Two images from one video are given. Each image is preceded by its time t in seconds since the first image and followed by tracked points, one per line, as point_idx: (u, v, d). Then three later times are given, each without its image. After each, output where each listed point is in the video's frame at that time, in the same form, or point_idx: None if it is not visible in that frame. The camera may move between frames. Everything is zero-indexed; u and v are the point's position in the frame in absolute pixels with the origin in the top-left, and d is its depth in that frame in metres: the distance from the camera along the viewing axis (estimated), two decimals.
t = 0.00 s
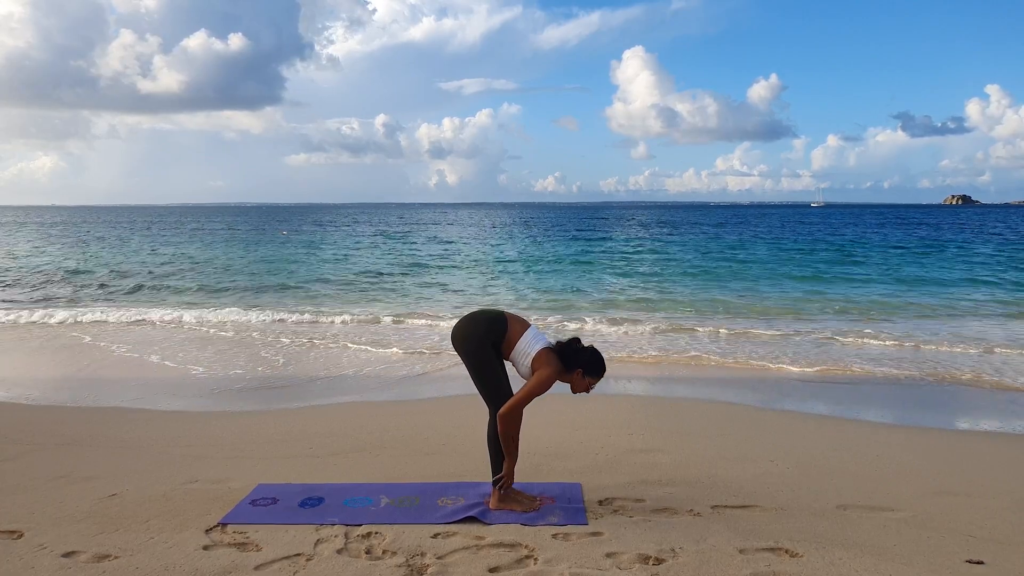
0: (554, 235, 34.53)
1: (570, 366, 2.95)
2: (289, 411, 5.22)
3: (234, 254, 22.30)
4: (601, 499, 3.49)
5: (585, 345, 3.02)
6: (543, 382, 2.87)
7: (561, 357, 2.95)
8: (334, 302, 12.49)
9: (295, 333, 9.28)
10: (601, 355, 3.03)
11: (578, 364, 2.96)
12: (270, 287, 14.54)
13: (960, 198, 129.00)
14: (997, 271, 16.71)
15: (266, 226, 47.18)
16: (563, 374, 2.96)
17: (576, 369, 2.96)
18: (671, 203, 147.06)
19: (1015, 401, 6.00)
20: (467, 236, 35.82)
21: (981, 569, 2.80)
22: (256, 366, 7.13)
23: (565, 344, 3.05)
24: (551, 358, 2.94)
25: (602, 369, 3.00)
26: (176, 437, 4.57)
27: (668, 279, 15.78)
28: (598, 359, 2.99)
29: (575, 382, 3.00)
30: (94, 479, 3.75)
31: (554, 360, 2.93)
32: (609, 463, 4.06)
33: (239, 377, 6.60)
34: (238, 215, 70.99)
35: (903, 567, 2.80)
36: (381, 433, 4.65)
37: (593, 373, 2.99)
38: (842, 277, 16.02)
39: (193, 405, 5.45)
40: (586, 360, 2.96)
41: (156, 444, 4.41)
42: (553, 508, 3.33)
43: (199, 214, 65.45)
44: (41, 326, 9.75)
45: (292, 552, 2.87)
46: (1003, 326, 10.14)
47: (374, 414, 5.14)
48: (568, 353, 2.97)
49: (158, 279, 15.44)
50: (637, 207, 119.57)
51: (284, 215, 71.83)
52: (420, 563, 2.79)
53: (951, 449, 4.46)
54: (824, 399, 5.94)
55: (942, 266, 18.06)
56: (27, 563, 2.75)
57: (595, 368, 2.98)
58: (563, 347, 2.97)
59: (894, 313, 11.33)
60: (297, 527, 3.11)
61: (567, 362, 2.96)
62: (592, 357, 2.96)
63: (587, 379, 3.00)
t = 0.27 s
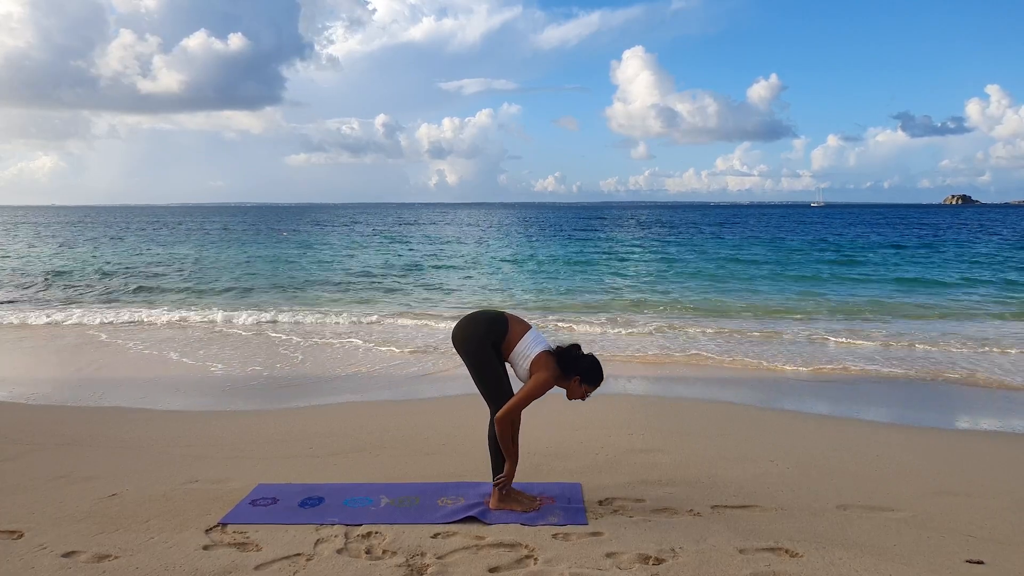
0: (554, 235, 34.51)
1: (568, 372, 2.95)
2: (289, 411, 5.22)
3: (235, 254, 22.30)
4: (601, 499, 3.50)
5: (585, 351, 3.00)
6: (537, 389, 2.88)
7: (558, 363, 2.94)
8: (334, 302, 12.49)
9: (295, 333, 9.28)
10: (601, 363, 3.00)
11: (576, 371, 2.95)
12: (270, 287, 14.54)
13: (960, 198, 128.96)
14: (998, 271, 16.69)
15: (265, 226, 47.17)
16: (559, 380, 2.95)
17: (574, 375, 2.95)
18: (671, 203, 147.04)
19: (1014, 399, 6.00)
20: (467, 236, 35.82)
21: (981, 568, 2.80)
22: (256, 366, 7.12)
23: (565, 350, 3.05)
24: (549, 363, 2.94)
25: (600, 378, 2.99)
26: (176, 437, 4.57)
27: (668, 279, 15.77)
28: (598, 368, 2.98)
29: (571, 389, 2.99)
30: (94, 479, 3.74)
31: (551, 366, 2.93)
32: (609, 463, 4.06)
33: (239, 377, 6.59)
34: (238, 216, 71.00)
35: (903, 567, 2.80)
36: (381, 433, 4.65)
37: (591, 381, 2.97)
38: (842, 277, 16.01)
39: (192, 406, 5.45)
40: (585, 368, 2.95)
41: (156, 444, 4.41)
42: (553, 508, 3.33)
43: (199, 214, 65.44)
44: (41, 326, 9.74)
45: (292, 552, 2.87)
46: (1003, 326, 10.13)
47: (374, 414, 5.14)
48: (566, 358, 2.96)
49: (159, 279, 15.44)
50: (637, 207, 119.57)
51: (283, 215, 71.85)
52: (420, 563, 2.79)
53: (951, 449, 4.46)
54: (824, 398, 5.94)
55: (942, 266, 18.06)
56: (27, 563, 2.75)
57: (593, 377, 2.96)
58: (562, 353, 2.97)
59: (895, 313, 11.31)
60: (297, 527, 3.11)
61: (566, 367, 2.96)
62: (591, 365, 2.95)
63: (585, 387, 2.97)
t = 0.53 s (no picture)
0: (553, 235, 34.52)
1: (567, 376, 2.97)
2: (289, 411, 5.22)
3: (235, 254, 22.30)
4: (601, 499, 3.50)
5: (584, 357, 3.02)
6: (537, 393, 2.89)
7: (558, 367, 2.96)
8: (334, 302, 12.49)
9: (295, 333, 9.27)
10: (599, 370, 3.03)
11: (574, 376, 2.97)
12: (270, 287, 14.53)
13: (960, 198, 128.96)
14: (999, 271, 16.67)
15: (266, 226, 47.21)
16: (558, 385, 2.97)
17: (573, 380, 2.97)
18: (671, 203, 147.05)
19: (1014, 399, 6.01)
20: (467, 236, 35.83)
21: (981, 568, 2.80)
22: (256, 366, 7.12)
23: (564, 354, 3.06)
24: (549, 367, 2.95)
25: (598, 384, 3.01)
26: (176, 437, 4.57)
27: (668, 279, 15.77)
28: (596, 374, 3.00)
29: (568, 394, 3.01)
30: (94, 479, 3.74)
31: (551, 370, 2.94)
32: (609, 463, 4.06)
33: (239, 377, 6.59)
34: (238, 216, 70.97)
35: (903, 567, 2.80)
36: (381, 433, 4.66)
37: (589, 387, 3.00)
38: (842, 277, 16.01)
39: (193, 406, 5.44)
40: (584, 373, 2.97)
41: (156, 444, 4.41)
42: (553, 508, 3.33)
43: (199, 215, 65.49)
44: (42, 326, 9.75)
45: (292, 552, 2.87)
46: (1004, 326, 10.11)
47: (374, 414, 5.14)
48: (566, 363, 2.97)
49: (158, 279, 15.44)
50: (637, 207, 119.57)
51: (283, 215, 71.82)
52: (420, 563, 2.79)
53: (951, 449, 4.46)
54: (824, 398, 5.94)
55: (942, 266, 18.07)
56: (27, 563, 2.75)
57: (592, 383, 2.98)
58: (562, 357, 2.98)
59: (895, 313, 11.29)
60: (297, 527, 3.11)
61: (565, 371, 2.97)
62: (590, 371, 2.97)
63: (583, 392, 3.00)
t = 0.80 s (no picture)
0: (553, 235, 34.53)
1: (566, 378, 2.98)
2: (289, 411, 5.22)
3: (234, 254, 22.31)
4: (601, 499, 3.50)
5: (584, 360, 3.03)
6: (536, 394, 2.90)
7: (557, 369, 2.96)
8: (335, 302, 12.50)
9: (296, 333, 9.27)
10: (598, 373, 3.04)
11: (573, 379, 2.98)
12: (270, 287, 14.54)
13: (960, 198, 128.87)
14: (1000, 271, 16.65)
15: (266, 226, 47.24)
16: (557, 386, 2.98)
17: (572, 383, 2.98)
18: (671, 202, 147.07)
19: (1017, 399, 6.00)
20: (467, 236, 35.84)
21: (981, 568, 2.80)
22: (256, 366, 7.12)
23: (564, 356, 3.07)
24: (549, 368, 2.95)
25: (596, 388, 3.02)
26: (176, 437, 4.57)
27: (668, 279, 15.76)
28: (595, 378, 3.01)
29: (566, 396, 3.02)
30: (94, 479, 3.74)
31: (551, 372, 2.95)
32: (609, 463, 4.06)
33: (239, 377, 6.59)
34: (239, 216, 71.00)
35: (903, 567, 2.80)
36: (381, 432, 4.66)
37: (587, 390, 3.01)
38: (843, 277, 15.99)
39: (193, 406, 5.44)
40: (584, 376, 2.98)
41: (156, 444, 4.41)
42: (553, 508, 3.33)
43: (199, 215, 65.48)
44: (43, 326, 9.76)
45: (292, 552, 2.87)
46: (1005, 326, 10.10)
47: (374, 414, 5.14)
48: (565, 366, 2.98)
49: (159, 279, 15.45)
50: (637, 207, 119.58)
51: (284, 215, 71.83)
52: (420, 563, 2.79)
53: (951, 449, 4.46)
54: (824, 398, 5.93)
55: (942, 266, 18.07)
56: (27, 563, 2.75)
57: (591, 386, 2.99)
58: (562, 359, 2.99)
59: (896, 313, 11.27)
60: (297, 527, 3.11)
61: (564, 373, 2.98)
62: (590, 374, 2.98)
63: (581, 394, 3.02)
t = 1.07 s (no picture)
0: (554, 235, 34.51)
1: (564, 379, 2.98)
2: (289, 411, 5.22)
3: (235, 254, 22.32)
4: (601, 499, 3.50)
5: (583, 361, 3.03)
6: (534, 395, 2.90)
7: (556, 370, 2.96)
8: (335, 302, 12.50)
9: (296, 333, 9.26)
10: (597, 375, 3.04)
11: (571, 380, 2.98)
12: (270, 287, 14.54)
13: (961, 198, 128.81)
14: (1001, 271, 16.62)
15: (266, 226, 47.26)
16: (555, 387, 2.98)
17: (570, 384, 2.98)
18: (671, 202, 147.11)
19: (1018, 398, 5.99)
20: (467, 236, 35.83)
21: (981, 568, 2.80)
22: (256, 366, 7.12)
23: (563, 357, 3.07)
24: (548, 369, 2.95)
25: (594, 389, 3.02)
26: (176, 437, 4.57)
27: (668, 279, 15.76)
28: (593, 380, 3.01)
29: (564, 396, 3.03)
30: (94, 479, 3.75)
31: (549, 372, 2.95)
32: (610, 463, 4.06)
33: (239, 377, 6.58)
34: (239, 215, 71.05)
35: (903, 567, 2.80)
36: (381, 432, 4.66)
37: (585, 391, 3.01)
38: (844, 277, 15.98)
39: (193, 406, 5.44)
40: (582, 378, 2.98)
41: (156, 444, 4.41)
42: (553, 508, 3.33)
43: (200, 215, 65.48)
44: (44, 326, 9.77)
45: (292, 552, 2.87)
46: (1006, 326, 10.08)
47: (374, 414, 5.14)
48: (564, 367, 2.98)
49: (159, 279, 15.46)
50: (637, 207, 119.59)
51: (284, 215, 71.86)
52: (420, 563, 2.79)
53: (952, 449, 4.46)
54: (825, 398, 5.93)
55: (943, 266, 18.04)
56: (27, 563, 2.75)
57: (589, 387, 2.99)
58: (561, 360, 2.99)
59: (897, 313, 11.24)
60: (297, 527, 3.11)
61: (562, 374, 2.98)
62: (588, 375, 2.98)
63: (579, 396, 3.02)
